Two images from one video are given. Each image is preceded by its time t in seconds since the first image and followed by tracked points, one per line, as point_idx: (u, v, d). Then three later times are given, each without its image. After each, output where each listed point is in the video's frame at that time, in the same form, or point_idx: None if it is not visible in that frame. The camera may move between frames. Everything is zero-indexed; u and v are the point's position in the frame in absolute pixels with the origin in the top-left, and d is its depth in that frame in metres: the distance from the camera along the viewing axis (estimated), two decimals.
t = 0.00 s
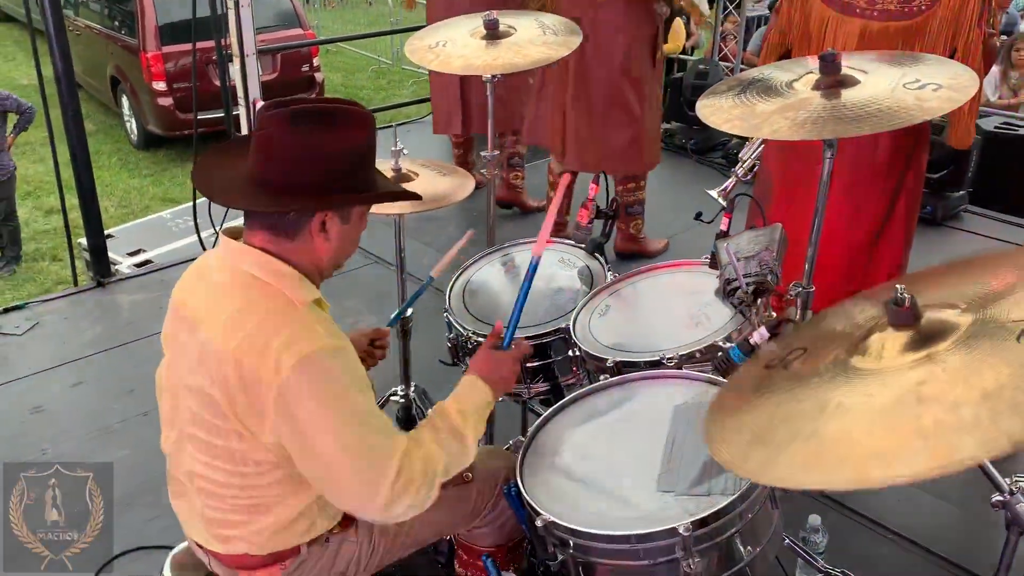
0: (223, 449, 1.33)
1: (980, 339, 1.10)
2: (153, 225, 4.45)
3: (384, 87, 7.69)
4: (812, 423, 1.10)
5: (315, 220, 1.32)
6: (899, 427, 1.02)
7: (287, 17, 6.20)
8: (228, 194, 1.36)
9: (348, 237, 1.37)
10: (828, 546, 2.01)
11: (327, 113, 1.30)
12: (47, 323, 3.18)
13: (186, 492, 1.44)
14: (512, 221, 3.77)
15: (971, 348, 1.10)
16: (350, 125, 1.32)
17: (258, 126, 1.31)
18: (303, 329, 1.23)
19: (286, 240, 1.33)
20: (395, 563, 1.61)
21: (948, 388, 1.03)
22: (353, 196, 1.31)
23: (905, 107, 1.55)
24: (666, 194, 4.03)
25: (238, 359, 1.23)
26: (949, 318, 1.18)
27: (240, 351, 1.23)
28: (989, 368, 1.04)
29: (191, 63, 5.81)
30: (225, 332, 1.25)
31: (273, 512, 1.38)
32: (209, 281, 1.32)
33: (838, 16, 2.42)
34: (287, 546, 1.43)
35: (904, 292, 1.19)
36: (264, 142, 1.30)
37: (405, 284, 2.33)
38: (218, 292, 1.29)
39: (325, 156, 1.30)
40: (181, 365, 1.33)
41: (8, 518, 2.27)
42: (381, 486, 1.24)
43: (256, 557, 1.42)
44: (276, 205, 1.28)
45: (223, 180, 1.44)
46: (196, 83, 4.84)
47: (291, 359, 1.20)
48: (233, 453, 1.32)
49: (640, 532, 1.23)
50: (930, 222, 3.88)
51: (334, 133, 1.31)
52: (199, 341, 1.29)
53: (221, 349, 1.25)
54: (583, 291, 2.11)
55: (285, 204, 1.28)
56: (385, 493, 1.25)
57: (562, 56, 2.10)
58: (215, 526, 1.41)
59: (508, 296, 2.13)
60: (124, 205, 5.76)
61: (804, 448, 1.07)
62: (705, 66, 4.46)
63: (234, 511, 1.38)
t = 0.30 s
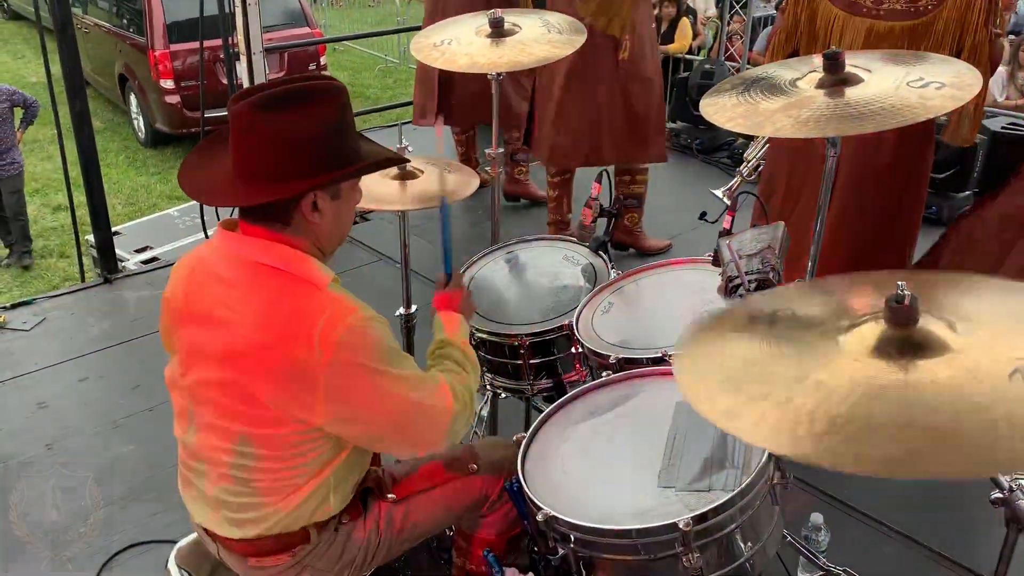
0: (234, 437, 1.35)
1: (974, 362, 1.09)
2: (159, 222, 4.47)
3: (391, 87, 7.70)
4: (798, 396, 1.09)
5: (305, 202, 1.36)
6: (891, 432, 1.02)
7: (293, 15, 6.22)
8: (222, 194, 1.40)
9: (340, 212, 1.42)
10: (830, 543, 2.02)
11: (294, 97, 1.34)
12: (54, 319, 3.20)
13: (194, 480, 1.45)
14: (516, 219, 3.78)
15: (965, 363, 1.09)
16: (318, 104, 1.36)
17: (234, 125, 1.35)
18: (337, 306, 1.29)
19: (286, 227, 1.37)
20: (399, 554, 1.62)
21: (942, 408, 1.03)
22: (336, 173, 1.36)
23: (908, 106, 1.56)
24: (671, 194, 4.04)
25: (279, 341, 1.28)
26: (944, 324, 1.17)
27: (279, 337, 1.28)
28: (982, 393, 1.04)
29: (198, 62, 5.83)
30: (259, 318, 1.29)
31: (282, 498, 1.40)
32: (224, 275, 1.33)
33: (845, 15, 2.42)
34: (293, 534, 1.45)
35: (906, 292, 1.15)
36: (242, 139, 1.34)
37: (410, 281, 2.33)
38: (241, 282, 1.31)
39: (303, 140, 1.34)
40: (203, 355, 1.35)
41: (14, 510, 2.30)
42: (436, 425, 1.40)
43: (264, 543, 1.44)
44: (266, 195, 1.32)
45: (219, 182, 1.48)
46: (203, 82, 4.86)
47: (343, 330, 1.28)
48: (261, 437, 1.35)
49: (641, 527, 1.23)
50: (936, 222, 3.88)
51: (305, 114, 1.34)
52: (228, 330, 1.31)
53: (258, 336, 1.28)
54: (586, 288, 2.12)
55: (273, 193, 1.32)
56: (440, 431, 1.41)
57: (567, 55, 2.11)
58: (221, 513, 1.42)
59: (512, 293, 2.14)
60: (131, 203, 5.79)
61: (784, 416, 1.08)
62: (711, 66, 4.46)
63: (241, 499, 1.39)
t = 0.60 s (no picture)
0: (233, 436, 1.35)
1: (951, 391, 1.16)
2: (160, 225, 4.48)
3: (392, 91, 7.72)
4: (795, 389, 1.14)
5: (297, 204, 1.37)
6: (878, 446, 1.07)
7: (294, 20, 6.24)
8: (212, 196, 1.40)
9: (333, 210, 1.43)
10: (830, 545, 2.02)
11: (278, 98, 1.32)
12: (55, 322, 3.20)
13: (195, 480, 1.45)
14: (516, 222, 3.78)
15: (947, 392, 1.15)
16: (305, 105, 1.35)
17: (218, 128, 1.34)
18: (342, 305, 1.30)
19: (278, 227, 1.38)
20: (398, 555, 1.63)
21: (915, 430, 1.09)
22: (327, 172, 1.37)
23: (906, 108, 1.56)
24: (671, 197, 4.05)
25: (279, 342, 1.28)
26: (927, 347, 1.24)
27: (286, 335, 1.28)
28: (956, 427, 1.10)
29: (199, 66, 5.85)
30: (266, 318, 1.29)
31: (282, 497, 1.40)
32: (225, 275, 1.33)
33: (845, 20, 2.43)
34: (293, 533, 1.45)
35: (903, 292, 1.19)
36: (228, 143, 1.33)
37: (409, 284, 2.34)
38: (244, 282, 1.32)
39: (293, 144, 1.34)
40: (202, 354, 1.35)
41: (14, 510, 2.30)
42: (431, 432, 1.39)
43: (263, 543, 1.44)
44: (259, 199, 1.32)
45: (207, 181, 1.47)
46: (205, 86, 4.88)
47: (342, 333, 1.29)
48: (266, 435, 1.35)
49: (639, 528, 1.23)
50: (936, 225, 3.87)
51: (294, 116, 1.34)
52: (227, 330, 1.31)
53: (264, 335, 1.29)
54: (586, 291, 2.13)
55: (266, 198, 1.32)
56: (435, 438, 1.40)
57: (567, 58, 2.11)
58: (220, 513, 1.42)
59: (511, 295, 2.15)
60: (132, 206, 5.79)
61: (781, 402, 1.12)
62: (711, 70, 4.47)
63: (241, 499, 1.39)
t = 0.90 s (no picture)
0: (237, 445, 1.37)
1: (958, 369, 1.13)
2: (157, 239, 4.49)
3: (388, 104, 7.76)
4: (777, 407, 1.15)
5: (298, 218, 1.39)
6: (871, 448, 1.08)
7: (291, 34, 6.28)
8: (216, 211, 1.42)
9: (335, 222, 1.45)
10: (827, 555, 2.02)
11: (278, 112, 1.34)
12: (53, 335, 3.21)
13: (197, 491, 1.46)
14: (512, 235, 3.80)
15: (948, 370, 1.13)
16: (303, 120, 1.36)
17: (218, 143, 1.35)
18: (342, 317, 1.32)
19: (280, 241, 1.39)
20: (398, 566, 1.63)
21: (920, 414, 1.07)
22: (327, 184, 1.39)
23: (896, 119, 1.58)
24: (667, 209, 4.07)
25: (284, 352, 1.30)
26: (934, 330, 1.22)
27: (287, 347, 1.30)
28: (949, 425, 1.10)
29: (196, 80, 5.88)
30: (268, 330, 1.31)
31: (283, 508, 1.41)
32: (228, 288, 1.35)
33: (838, 33, 2.46)
34: (294, 544, 1.45)
35: (892, 303, 1.19)
36: (230, 158, 1.35)
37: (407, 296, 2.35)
38: (246, 295, 1.34)
39: (295, 158, 1.35)
40: (205, 367, 1.36)
41: (11, 522, 2.30)
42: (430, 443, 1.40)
43: (265, 554, 1.44)
44: (260, 213, 1.34)
45: (208, 195, 1.49)
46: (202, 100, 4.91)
47: (347, 342, 1.30)
48: (268, 444, 1.36)
49: (636, 536, 1.24)
50: (930, 236, 3.90)
51: (292, 131, 1.36)
52: (232, 341, 1.33)
53: (265, 348, 1.31)
54: (583, 301, 2.14)
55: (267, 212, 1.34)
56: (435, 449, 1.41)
57: (563, 71, 2.13)
58: (223, 524, 1.43)
59: (509, 306, 2.16)
60: (130, 220, 5.81)
61: (765, 429, 1.13)
62: (705, 83, 4.51)
63: (244, 509, 1.40)
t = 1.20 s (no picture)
0: (232, 469, 1.38)
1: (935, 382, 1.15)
2: (149, 267, 4.50)
3: (380, 132, 7.83)
4: (755, 420, 1.18)
5: (283, 243, 1.41)
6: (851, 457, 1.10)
7: (282, 63, 6.35)
8: (207, 236, 1.44)
9: (324, 247, 1.47)
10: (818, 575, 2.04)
11: (267, 141, 1.37)
12: (46, 365, 3.21)
13: (192, 516, 1.47)
14: (504, 261, 3.83)
15: (924, 382, 1.14)
16: (285, 143, 1.38)
17: (207, 171, 1.39)
18: (335, 339, 1.35)
19: (266, 266, 1.42)
20: None
21: (896, 425, 1.08)
22: (313, 210, 1.41)
23: (875, 145, 1.63)
24: (657, 234, 4.11)
25: (275, 377, 1.32)
26: (911, 346, 1.25)
27: (279, 369, 1.32)
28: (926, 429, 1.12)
29: (188, 109, 5.93)
30: (260, 353, 1.33)
31: (277, 531, 1.43)
32: (221, 312, 1.38)
33: (819, 62, 2.52)
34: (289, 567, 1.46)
35: (874, 323, 1.22)
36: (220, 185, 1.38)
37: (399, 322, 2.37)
38: (238, 320, 1.36)
39: (282, 185, 1.38)
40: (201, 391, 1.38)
41: (11, 521, 2.40)
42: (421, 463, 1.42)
43: None
44: (247, 239, 1.37)
45: (200, 222, 1.51)
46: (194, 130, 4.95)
47: (336, 365, 1.32)
48: (262, 468, 1.38)
49: (627, 555, 1.26)
50: (917, 258, 3.95)
51: (277, 157, 1.38)
52: (224, 366, 1.35)
53: (257, 371, 1.33)
54: (573, 325, 2.17)
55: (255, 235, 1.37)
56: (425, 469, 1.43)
57: (551, 101, 2.18)
58: (219, 548, 1.44)
59: (500, 331, 2.19)
60: (122, 249, 5.82)
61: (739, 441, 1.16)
62: (693, 109, 4.59)
63: (238, 533, 1.42)
